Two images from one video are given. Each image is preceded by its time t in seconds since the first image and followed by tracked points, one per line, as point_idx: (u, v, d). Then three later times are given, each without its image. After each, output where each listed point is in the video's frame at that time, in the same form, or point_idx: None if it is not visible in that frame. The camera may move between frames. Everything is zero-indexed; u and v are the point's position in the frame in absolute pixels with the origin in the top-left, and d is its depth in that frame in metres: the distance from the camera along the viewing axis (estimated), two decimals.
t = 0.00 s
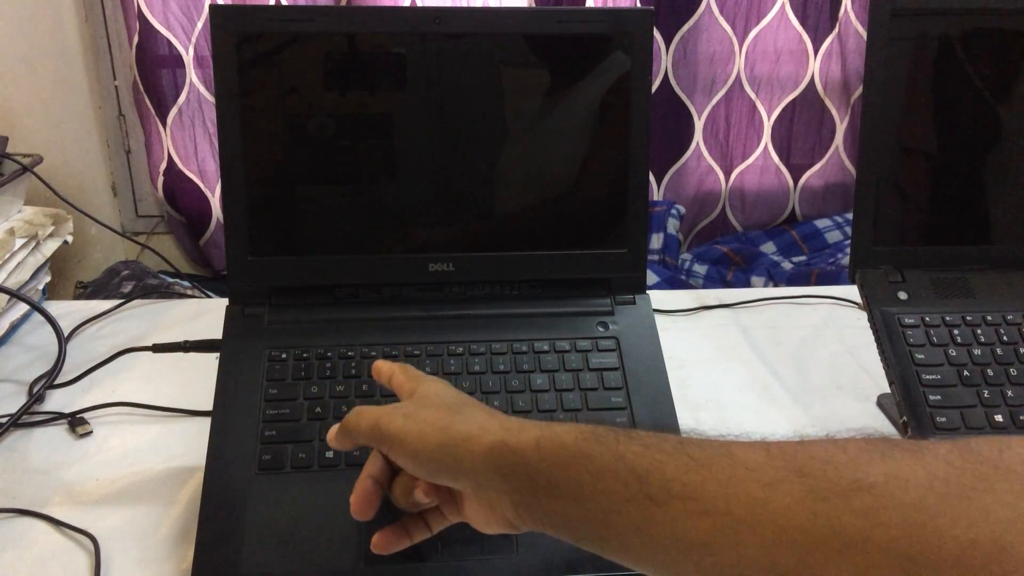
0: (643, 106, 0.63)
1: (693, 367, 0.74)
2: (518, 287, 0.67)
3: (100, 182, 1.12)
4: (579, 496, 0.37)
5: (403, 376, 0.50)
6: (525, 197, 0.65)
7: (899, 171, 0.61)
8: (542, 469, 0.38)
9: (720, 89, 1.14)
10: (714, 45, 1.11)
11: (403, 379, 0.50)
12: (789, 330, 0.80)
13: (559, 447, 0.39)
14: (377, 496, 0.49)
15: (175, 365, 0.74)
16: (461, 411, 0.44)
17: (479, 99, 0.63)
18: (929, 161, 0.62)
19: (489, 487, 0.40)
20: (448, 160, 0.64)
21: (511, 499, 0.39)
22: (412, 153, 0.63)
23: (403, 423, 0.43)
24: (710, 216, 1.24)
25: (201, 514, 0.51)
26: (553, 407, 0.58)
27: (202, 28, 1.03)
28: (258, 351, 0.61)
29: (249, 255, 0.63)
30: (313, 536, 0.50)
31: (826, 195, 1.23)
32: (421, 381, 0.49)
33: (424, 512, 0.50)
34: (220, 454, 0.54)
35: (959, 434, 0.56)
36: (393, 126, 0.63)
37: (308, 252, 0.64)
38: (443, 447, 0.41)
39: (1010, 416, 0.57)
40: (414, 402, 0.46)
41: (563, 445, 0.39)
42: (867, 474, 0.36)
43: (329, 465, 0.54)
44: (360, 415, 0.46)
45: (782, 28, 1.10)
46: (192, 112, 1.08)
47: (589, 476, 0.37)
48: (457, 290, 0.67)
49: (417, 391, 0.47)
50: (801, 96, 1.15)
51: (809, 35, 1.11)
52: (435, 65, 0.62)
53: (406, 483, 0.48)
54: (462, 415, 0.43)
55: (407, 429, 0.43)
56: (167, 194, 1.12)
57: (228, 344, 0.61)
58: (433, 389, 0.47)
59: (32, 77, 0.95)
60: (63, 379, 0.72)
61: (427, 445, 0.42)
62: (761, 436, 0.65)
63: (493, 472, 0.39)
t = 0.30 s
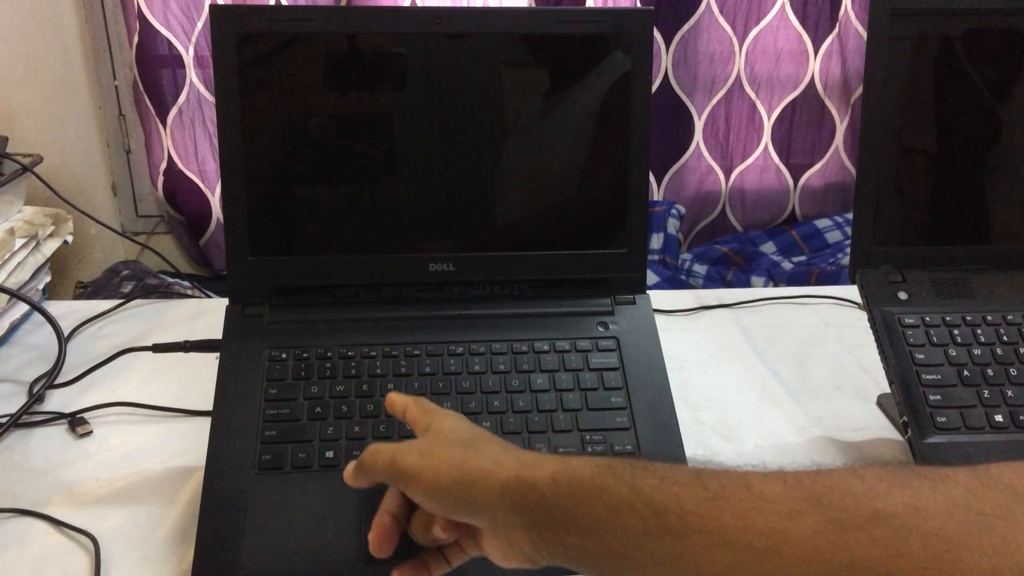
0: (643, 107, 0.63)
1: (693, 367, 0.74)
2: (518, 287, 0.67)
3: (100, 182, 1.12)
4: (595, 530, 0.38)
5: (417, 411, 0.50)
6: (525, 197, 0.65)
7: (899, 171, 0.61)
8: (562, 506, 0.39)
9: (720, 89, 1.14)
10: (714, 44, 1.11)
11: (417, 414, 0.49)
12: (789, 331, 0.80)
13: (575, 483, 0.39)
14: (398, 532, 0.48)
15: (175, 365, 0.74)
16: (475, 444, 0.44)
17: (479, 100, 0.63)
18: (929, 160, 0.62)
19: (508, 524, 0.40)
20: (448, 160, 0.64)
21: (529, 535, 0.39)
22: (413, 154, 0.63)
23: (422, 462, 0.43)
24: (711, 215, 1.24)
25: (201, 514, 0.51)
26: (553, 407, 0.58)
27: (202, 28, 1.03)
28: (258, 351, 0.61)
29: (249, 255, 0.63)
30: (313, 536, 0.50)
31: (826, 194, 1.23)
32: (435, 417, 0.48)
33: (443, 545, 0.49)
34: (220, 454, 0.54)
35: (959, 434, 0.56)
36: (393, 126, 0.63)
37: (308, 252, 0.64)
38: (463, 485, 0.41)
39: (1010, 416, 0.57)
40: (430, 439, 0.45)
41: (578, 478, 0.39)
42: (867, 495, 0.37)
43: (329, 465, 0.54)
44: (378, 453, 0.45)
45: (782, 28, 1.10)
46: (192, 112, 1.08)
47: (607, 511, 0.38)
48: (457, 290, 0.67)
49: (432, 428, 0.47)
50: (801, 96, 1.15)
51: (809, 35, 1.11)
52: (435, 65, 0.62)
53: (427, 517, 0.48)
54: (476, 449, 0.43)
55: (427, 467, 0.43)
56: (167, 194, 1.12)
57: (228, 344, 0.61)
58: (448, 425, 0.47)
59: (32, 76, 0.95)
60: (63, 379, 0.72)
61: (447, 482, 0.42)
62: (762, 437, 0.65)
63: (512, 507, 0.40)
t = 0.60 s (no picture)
0: (644, 107, 0.63)
1: (693, 367, 0.74)
2: (519, 287, 0.67)
3: (100, 182, 1.12)
4: None
5: (433, 475, 0.49)
6: (525, 198, 0.65)
7: (899, 171, 0.61)
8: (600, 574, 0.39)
9: (720, 89, 1.14)
10: (714, 45, 1.11)
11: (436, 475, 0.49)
12: (789, 331, 0.80)
13: (607, 546, 0.40)
14: None
15: (175, 365, 0.74)
16: (504, 512, 0.45)
17: (479, 100, 0.63)
18: (929, 161, 0.62)
19: None
20: (448, 160, 0.64)
21: None
22: (413, 154, 0.63)
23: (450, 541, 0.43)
24: (711, 216, 1.24)
25: (201, 514, 0.51)
26: (553, 407, 0.58)
27: (202, 28, 1.03)
28: (258, 350, 0.61)
29: (249, 255, 0.63)
30: (312, 536, 0.50)
31: (826, 194, 1.23)
32: (455, 480, 0.48)
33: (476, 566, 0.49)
34: (220, 454, 0.54)
35: (959, 434, 0.56)
36: (393, 126, 0.63)
37: (308, 252, 0.64)
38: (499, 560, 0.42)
39: (1010, 416, 0.57)
40: (457, 511, 0.45)
41: (613, 536, 0.41)
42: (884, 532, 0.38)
43: (329, 465, 0.54)
44: (406, 533, 0.45)
45: (782, 28, 1.10)
46: (192, 112, 1.08)
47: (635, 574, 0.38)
48: (457, 290, 0.67)
49: (455, 494, 0.47)
50: (801, 96, 1.15)
51: (809, 35, 1.11)
52: (434, 65, 0.62)
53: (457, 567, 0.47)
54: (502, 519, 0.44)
55: (462, 543, 0.43)
56: (167, 194, 1.12)
57: (228, 344, 0.61)
58: (469, 490, 0.46)
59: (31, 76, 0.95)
60: (63, 379, 0.72)
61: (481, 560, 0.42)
62: (762, 438, 0.65)
63: None
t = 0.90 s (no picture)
0: (644, 106, 0.63)
1: (693, 367, 0.74)
2: (519, 287, 0.67)
3: (100, 182, 1.12)
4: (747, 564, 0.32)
5: (585, 403, 0.46)
6: (525, 198, 0.65)
7: (899, 171, 0.61)
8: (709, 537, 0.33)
9: (720, 89, 1.14)
10: (714, 45, 1.11)
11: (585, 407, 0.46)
12: (789, 331, 0.80)
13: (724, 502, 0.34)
14: (549, 510, 0.48)
15: (175, 365, 0.74)
16: (631, 456, 0.40)
17: (479, 100, 0.63)
18: (929, 161, 0.62)
19: (649, 545, 0.35)
20: (448, 159, 0.64)
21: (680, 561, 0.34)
22: (413, 154, 0.63)
23: (574, 455, 0.39)
24: (711, 216, 1.24)
25: (202, 514, 0.51)
26: (553, 407, 0.58)
27: (202, 28, 1.03)
28: (258, 351, 0.61)
29: (249, 255, 0.63)
30: (312, 535, 0.50)
31: (826, 194, 1.23)
32: (603, 414, 0.44)
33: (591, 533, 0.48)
34: (220, 454, 0.54)
35: (959, 434, 0.56)
36: (393, 126, 0.63)
37: (308, 252, 0.64)
38: (613, 489, 0.37)
39: (1010, 416, 0.57)
40: (591, 435, 0.42)
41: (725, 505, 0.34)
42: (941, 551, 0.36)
43: (329, 465, 0.54)
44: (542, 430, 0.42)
45: (782, 28, 1.10)
46: (192, 112, 1.08)
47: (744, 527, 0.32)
48: (457, 290, 0.67)
49: (598, 425, 0.43)
50: (801, 96, 1.15)
51: (809, 35, 1.11)
52: (434, 65, 0.62)
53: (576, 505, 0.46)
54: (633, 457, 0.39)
55: (583, 460, 0.39)
56: (167, 194, 1.12)
57: (228, 345, 0.61)
58: (614, 424, 0.43)
59: (32, 76, 0.95)
60: (63, 379, 0.72)
61: (597, 481, 0.38)
62: (762, 438, 0.65)
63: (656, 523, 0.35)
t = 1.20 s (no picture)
0: (644, 107, 0.63)
1: (693, 367, 0.74)
2: (519, 287, 0.67)
3: (100, 181, 1.12)
4: None
5: (634, 488, 0.44)
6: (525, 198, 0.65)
7: (898, 171, 0.61)
8: None
9: (720, 89, 1.14)
10: (714, 45, 1.11)
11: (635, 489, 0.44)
12: (789, 331, 0.80)
13: None
14: None
15: (175, 365, 0.74)
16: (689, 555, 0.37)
17: (479, 100, 0.63)
18: (929, 160, 0.62)
19: None
20: (448, 160, 0.64)
21: None
22: (413, 153, 0.63)
23: (637, 561, 0.38)
24: (710, 216, 1.24)
25: (202, 514, 0.51)
26: (553, 407, 0.58)
27: (202, 28, 1.03)
28: (258, 351, 0.61)
29: (249, 255, 0.63)
30: (312, 535, 0.50)
31: (826, 194, 1.23)
32: (654, 500, 0.42)
33: None
34: (220, 454, 0.54)
35: (959, 434, 0.57)
36: (393, 126, 0.63)
37: (308, 252, 0.64)
38: None
39: (1010, 416, 0.58)
40: (643, 532, 0.39)
41: None
42: None
43: (329, 465, 0.54)
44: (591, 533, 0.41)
45: (782, 28, 1.10)
46: (192, 112, 1.08)
47: None
48: (457, 290, 0.67)
49: (650, 514, 0.41)
50: (801, 96, 1.15)
51: (809, 35, 1.11)
52: (434, 65, 0.62)
53: None
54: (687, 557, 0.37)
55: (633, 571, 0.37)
56: (167, 194, 1.12)
57: (228, 345, 0.61)
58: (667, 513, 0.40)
59: (32, 76, 0.95)
60: (63, 379, 0.72)
61: None
62: (762, 438, 0.65)
63: None
